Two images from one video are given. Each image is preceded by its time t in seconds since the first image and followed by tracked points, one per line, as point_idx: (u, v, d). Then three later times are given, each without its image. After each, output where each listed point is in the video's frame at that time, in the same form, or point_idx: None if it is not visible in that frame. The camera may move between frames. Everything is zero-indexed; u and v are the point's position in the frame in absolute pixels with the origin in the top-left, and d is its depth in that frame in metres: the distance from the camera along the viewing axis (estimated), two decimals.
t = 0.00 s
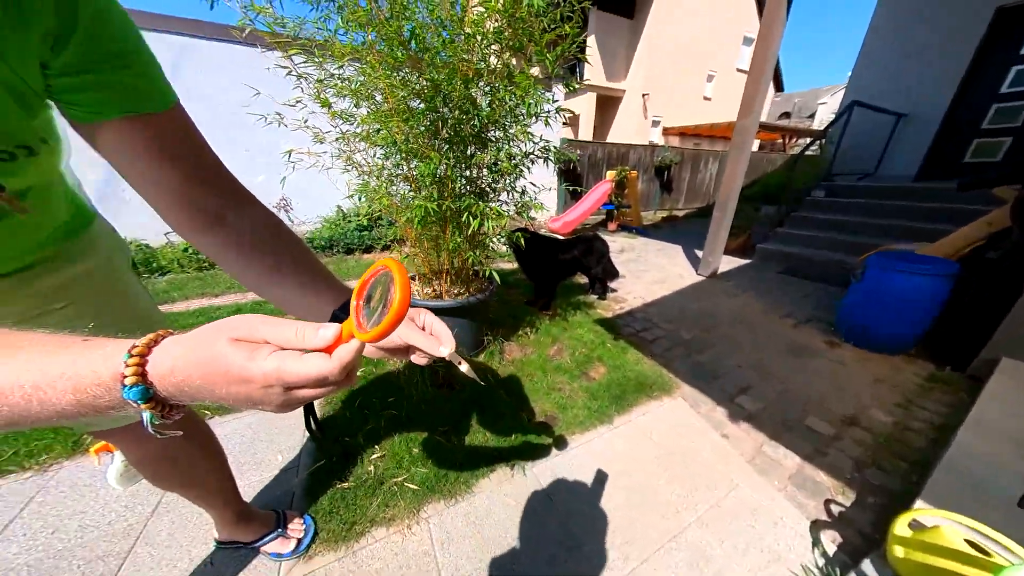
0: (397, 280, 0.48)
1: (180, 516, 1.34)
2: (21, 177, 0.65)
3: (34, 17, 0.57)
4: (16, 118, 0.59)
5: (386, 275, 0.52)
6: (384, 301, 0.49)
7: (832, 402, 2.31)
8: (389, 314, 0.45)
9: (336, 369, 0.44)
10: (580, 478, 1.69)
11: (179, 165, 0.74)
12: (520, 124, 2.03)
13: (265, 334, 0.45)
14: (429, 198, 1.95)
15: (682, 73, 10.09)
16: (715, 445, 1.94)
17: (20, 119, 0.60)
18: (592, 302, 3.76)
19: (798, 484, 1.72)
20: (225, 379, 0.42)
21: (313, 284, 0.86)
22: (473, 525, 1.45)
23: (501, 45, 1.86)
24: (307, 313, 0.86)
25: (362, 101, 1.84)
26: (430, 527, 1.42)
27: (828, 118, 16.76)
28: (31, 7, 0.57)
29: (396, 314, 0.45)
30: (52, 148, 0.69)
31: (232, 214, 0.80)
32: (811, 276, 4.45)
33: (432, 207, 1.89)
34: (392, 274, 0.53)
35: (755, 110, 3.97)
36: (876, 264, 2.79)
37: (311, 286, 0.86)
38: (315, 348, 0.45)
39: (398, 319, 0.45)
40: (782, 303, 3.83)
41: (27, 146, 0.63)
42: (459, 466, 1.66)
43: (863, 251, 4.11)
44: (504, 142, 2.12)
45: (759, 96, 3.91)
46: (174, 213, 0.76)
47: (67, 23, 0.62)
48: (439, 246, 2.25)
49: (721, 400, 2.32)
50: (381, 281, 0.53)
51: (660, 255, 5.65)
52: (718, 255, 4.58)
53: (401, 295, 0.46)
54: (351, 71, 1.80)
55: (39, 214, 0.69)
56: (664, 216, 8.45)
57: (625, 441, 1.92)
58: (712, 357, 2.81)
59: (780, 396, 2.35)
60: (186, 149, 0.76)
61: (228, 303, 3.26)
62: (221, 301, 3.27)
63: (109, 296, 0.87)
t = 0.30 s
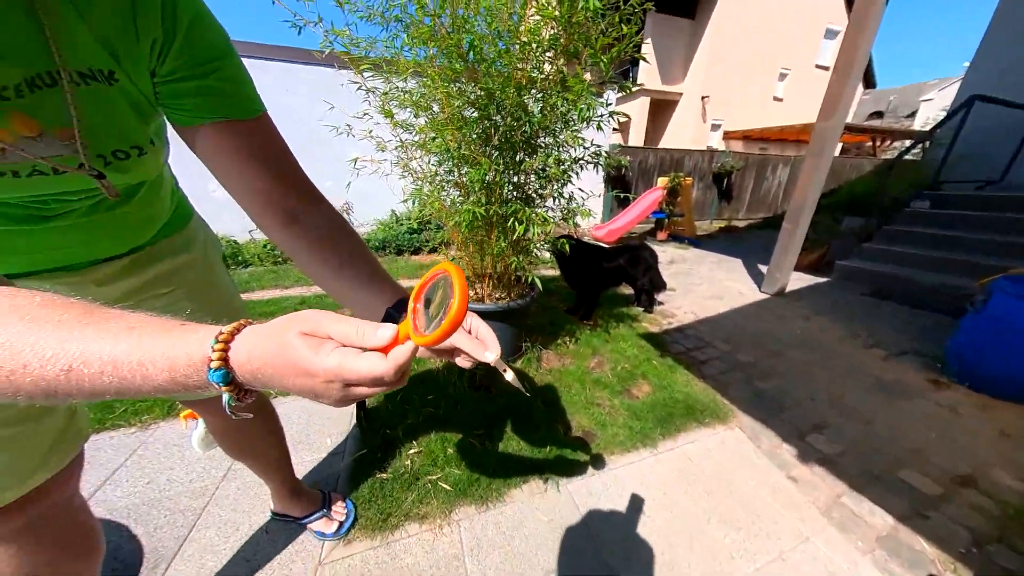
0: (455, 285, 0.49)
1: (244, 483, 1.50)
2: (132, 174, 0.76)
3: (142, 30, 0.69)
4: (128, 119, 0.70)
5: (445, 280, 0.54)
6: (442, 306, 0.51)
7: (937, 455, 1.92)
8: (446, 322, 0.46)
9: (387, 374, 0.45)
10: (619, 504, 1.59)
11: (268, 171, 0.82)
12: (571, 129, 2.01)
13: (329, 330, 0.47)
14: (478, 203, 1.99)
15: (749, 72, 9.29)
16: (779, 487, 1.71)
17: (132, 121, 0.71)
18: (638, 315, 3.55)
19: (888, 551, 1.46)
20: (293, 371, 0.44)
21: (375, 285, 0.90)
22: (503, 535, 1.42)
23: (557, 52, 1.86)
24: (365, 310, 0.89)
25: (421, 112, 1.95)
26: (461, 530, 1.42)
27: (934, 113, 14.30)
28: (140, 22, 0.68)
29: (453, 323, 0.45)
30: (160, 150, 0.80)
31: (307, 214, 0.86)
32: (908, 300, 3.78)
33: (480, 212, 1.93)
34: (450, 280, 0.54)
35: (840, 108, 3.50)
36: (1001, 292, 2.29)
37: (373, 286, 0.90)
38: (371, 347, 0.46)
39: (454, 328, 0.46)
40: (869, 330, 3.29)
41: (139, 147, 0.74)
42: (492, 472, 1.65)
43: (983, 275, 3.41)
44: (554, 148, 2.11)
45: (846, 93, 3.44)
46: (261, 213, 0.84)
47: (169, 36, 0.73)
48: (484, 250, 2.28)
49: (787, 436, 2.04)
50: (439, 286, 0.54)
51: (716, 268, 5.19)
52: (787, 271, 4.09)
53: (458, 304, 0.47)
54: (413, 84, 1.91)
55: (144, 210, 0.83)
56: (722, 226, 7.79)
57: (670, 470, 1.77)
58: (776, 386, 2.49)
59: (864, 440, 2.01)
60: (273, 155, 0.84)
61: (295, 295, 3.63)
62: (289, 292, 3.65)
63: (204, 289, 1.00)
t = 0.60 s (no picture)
0: (435, 243, 0.46)
1: (281, 452, 1.62)
2: (194, 159, 0.82)
3: (202, 26, 0.75)
4: (189, 108, 0.76)
5: (427, 241, 0.52)
6: (422, 266, 0.48)
7: None
8: (424, 279, 0.44)
9: (367, 337, 0.43)
10: (642, 519, 1.48)
11: (297, 151, 0.87)
12: (608, 120, 1.91)
13: (316, 292, 0.46)
14: (508, 196, 1.97)
15: (823, 59, 8.30)
16: (837, 526, 1.48)
17: (194, 110, 0.78)
18: (676, 321, 3.31)
19: None
20: (278, 329, 0.45)
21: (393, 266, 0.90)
22: (515, 534, 1.38)
23: (596, 40, 1.79)
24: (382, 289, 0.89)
25: (457, 107, 1.98)
26: (473, 523, 1.41)
27: None
28: (201, 19, 0.75)
29: (430, 280, 0.43)
30: (217, 137, 0.86)
31: (327, 193, 0.89)
32: None
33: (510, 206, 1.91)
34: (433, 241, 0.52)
35: (939, 92, 2.97)
36: None
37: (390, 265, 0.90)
38: (355, 311, 0.45)
39: (433, 285, 0.44)
40: (967, 355, 2.76)
41: (199, 133, 0.80)
42: (509, 469, 1.62)
43: None
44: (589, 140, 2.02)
45: (948, 74, 2.92)
46: (287, 191, 0.90)
47: (225, 32, 0.79)
48: (513, 246, 2.26)
49: (850, 469, 1.77)
50: (421, 249, 0.52)
51: (771, 276, 4.69)
52: (859, 281, 3.57)
53: (436, 259, 0.44)
54: (450, 80, 1.94)
55: (203, 192, 0.91)
56: (782, 230, 7.03)
57: (702, 489, 1.61)
58: (839, 410, 2.18)
59: (955, 484, 1.68)
60: (303, 136, 0.88)
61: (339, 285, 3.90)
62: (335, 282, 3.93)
63: (250, 269, 1.08)
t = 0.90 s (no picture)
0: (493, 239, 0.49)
1: (323, 430, 1.74)
2: (262, 157, 0.91)
3: (276, 33, 0.82)
4: (261, 111, 0.84)
5: (485, 237, 0.54)
6: (479, 260, 0.51)
7: None
8: (480, 273, 0.46)
9: (424, 325, 0.46)
10: (669, 527, 1.44)
11: (352, 149, 0.93)
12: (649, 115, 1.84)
13: (379, 282, 0.50)
14: (542, 193, 1.97)
15: (897, 41, 7.42)
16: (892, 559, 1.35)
17: (263, 112, 0.85)
18: (713, 326, 3.14)
19: None
20: (344, 314, 0.48)
21: (434, 259, 0.93)
22: (539, 529, 1.40)
23: (639, 32, 1.74)
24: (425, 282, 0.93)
25: (494, 104, 2.00)
26: (498, 513, 1.45)
27: None
28: (274, 25, 0.81)
29: (487, 274, 0.45)
30: (281, 136, 0.94)
31: (379, 189, 0.94)
32: None
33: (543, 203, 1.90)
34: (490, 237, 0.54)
35: None
36: None
37: (432, 258, 0.93)
38: (413, 301, 0.48)
39: (488, 279, 0.46)
40: None
41: (267, 134, 0.88)
42: (534, 464, 1.63)
43: None
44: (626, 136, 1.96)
45: None
46: (343, 188, 0.96)
47: (293, 37, 0.85)
48: (544, 243, 2.25)
49: (911, 498, 1.60)
50: (478, 244, 0.55)
51: (823, 282, 4.31)
52: (930, 291, 3.17)
53: (494, 255, 0.47)
54: (488, 78, 1.97)
55: (266, 188, 1.00)
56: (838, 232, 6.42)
57: (736, 503, 1.54)
58: (900, 433, 1.97)
59: None
60: (357, 135, 0.94)
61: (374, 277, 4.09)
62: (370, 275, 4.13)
63: (301, 259, 1.17)
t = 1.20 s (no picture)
0: (587, 256, 0.52)
1: (364, 417, 1.85)
2: (328, 159, 0.97)
3: (347, 42, 0.87)
4: (330, 116, 0.90)
5: (577, 251, 0.56)
6: (570, 276, 0.54)
7: None
8: (575, 290, 0.49)
9: (505, 334, 0.48)
10: (708, 543, 1.39)
11: (412, 153, 0.97)
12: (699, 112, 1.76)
13: (461, 289, 0.53)
14: (581, 193, 1.94)
15: (990, 20, 6.51)
16: None
17: (330, 116, 0.91)
18: (757, 335, 2.95)
19: None
20: (429, 320, 0.51)
21: (485, 260, 0.95)
22: (571, 531, 1.40)
23: (692, 24, 1.66)
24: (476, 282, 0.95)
25: (535, 103, 1.99)
26: (530, 511, 1.46)
27: None
28: (346, 34, 0.86)
29: (582, 291, 0.48)
30: (344, 139, 1.00)
31: (435, 192, 0.97)
32: None
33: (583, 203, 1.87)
34: (581, 251, 0.56)
35: None
36: None
37: (483, 260, 0.95)
38: (493, 309, 0.50)
39: (582, 296, 0.49)
40: None
41: (332, 136, 0.94)
42: (566, 465, 1.63)
43: None
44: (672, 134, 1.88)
45: None
46: (402, 190, 1.00)
47: (360, 44, 0.90)
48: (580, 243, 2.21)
49: (991, 540, 1.43)
50: (566, 258, 0.58)
51: (886, 293, 3.91)
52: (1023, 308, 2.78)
53: (587, 274, 0.50)
54: (530, 77, 1.96)
55: (328, 187, 1.07)
56: (905, 237, 5.78)
57: (782, 526, 1.45)
58: (979, 466, 1.76)
59: None
60: (416, 139, 0.98)
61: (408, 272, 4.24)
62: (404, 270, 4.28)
63: (355, 256, 1.23)
